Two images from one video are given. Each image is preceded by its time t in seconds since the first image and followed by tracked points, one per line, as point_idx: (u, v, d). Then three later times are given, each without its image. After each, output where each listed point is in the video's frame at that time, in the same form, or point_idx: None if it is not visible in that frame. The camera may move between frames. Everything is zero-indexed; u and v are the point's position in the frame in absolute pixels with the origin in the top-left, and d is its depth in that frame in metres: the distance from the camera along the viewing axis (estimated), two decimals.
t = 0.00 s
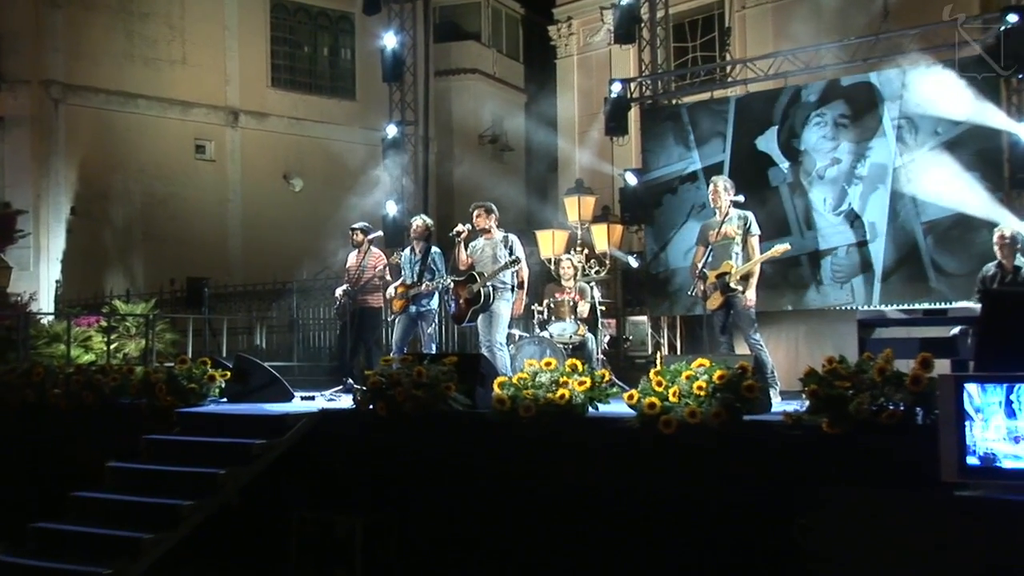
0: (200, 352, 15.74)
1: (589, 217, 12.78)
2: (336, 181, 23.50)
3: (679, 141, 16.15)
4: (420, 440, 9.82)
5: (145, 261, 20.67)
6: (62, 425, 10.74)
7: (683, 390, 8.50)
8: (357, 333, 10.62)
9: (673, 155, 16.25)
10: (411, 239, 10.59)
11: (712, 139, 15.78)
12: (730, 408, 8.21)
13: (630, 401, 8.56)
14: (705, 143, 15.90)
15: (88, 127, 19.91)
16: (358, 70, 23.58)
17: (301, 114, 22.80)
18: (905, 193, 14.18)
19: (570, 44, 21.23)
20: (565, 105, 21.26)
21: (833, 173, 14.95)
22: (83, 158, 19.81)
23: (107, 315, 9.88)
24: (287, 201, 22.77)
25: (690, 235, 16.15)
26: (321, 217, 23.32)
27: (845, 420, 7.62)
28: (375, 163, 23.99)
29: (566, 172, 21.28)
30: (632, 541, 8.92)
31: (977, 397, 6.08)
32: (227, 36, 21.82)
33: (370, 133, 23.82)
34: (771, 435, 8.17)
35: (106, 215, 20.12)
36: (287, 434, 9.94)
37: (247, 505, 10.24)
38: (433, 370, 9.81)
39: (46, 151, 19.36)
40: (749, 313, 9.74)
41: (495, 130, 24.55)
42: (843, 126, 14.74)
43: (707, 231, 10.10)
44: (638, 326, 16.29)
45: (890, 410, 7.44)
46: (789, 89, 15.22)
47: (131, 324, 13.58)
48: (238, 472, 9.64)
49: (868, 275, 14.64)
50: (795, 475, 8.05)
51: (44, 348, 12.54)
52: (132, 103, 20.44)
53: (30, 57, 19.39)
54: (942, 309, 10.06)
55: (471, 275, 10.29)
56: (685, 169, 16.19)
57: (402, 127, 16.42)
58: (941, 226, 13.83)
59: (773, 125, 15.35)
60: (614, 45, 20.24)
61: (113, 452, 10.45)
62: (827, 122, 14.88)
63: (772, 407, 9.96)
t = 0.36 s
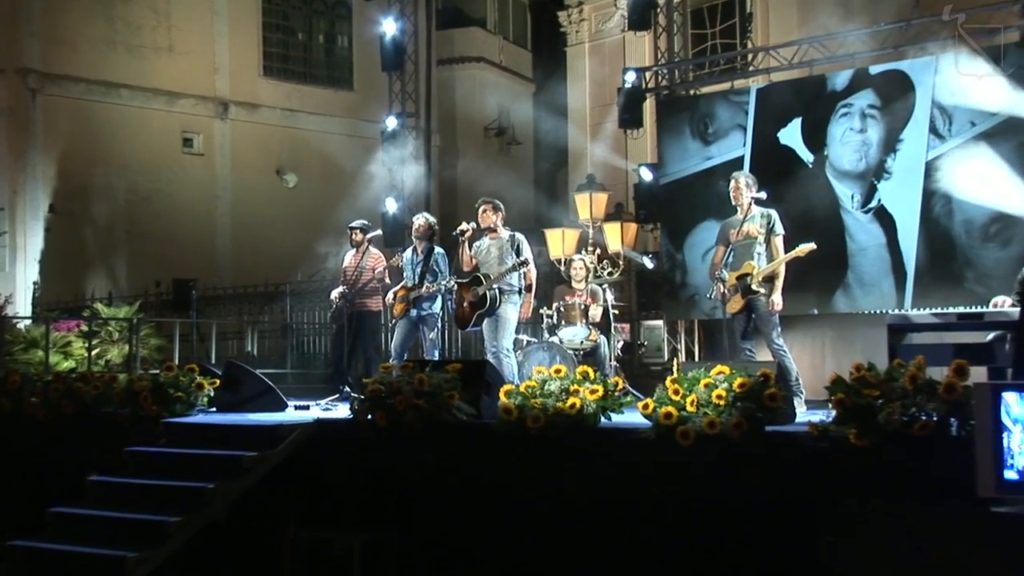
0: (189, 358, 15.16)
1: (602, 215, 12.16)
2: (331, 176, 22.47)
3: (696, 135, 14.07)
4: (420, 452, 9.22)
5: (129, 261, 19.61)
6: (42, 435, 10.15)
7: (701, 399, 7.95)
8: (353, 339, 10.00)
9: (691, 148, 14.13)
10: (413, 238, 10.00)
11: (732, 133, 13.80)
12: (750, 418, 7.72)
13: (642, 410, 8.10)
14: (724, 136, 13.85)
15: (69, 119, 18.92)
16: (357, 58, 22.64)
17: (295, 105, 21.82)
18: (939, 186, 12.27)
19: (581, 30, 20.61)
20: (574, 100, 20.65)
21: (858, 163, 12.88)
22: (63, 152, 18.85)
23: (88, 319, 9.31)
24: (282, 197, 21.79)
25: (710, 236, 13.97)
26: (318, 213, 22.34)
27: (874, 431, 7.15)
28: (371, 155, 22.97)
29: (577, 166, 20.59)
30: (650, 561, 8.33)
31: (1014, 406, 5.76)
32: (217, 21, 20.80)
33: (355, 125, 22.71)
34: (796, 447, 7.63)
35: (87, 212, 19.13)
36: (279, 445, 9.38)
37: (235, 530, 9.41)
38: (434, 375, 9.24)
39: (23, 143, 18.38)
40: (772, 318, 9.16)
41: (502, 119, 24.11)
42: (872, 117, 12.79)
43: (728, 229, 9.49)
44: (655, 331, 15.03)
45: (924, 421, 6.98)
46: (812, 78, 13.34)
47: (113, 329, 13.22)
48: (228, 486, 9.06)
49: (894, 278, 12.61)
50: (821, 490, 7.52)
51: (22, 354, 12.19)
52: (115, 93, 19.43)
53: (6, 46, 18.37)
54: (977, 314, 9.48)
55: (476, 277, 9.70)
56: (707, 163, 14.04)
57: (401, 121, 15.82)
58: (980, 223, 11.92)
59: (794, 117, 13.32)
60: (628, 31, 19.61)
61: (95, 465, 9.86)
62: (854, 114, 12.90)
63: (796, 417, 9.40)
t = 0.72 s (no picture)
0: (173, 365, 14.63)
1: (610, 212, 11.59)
2: (319, 169, 21.46)
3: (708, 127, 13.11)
4: (416, 462, 8.62)
5: (105, 262, 18.77)
6: (15, 446, 9.62)
7: (717, 407, 7.51)
8: (346, 342, 9.43)
9: (704, 141, 13.14)
10: (409, 237, 9.44)
11: (749, 124, 12.84)
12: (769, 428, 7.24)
13: (654, 420, 7.63)
14: (740, 127, 12.87)
15: (40, 109, 18.08)
16: (349, 45, 21.76)
17: (283, 95, 20.90)
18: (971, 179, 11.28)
19: (588, 15, 19.99)
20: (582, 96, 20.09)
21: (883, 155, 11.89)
22: (35, 145, 18.01)
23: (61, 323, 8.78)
24: (269, 192, 20.83)
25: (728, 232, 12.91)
26: (308, 209, 21.36)
27: (900, 442, 6.70)
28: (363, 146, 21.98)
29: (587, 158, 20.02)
30: None
31: None
32: (199, 7, 19.88)
33: (343, 116, 21.66)
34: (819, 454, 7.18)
35: (62, 208, 18.34)
36: (268, 456, 8.81)
37: (229, 551, 8.78)
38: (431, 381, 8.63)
39: None
40: (794, 322, 8.61)
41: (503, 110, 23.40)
42: (899, 106, 11.79)
43: (745, 228, 8.92)
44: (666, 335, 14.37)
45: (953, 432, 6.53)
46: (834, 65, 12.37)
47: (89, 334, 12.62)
48: (212, 500, 8.52)
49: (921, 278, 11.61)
50: (849, 500, 7.05)
51: None
52: (90, 82, 18.59)
53: None
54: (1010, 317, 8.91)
55: (476, 278, 9.14)
56: (721, 158, 13.05)
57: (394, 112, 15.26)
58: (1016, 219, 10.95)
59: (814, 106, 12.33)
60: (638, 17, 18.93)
61: (71, 479, 9.33)
62: (879, 103, 11.91)
63: (818, 428, 8.84)
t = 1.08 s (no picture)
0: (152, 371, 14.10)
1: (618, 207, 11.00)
2: (306, 161, 20.34)
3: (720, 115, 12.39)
4: (409, 473, 8.06)
5: (78, 262, 17.92)
6: None
7: (732, 416, 7.04)
8: (335, 346, 8.90)
9: (717, 132, 12.43)
10: (404, 235, 8.91)
11: (765, 113, 12.13)
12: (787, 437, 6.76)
13: (664, 429, 7.14)
14: (755, 116, 12.17)
15: (7, 95, 17.24)
16: (337, 27, 20.60)
17: (268, 81, 19.81)
18: (1007, 173, 10.70)
19: None
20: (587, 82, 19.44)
21: (910, 145, 11.25)
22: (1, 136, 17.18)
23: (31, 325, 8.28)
24: (254, 186, 19.77)
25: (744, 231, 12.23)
26: (296, 203, 20.29)
27: (928, 452, 6.32)
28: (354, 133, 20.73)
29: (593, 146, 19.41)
30: None
31: None
32: None
33: (327, 103, 20.45)
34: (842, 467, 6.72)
35: (30, 203, 17.49)
36: (251, 468, 8.25)
37: (211, 569, 8.21)
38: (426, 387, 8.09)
39: None
40: (813, 323, 8.14)
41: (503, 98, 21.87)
42: (926, 92, 11.16)
43: (762, 223, 8.41)
44: (679, 339, 14.48)
45: (984, 440, 6.18)
46: (857, 48, 11.71)
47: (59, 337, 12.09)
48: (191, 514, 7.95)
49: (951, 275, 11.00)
50: (877, 513, 6.58)
51: None
52: (60, 67, 17.72)
53: None
54: None
55: (474, 277, 8.59)
56: (736, 149, 12.35)
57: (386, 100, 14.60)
58: None
59: (835, 93, 11.66)
60: None
61: (42, 492, 8.78)
62: (904, 89, 11.28)
63: (840, 437, 8.24)
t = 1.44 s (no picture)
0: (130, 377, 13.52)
1: (624, 202, 10.47)
2: (286, 152, 19.54)
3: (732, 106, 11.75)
4: (400, 486, 7.50)
5: (45, 259, 17.04)
6: None
7: (747, 426, 6.57)
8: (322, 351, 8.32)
9: (729, 122, 11.81)
10: (394, 229, 8.31)
11: (782, 102, 11.51)
12: (806, 449, 6.34)
13: (674, 440, 6.65)
14: (771, 105, 11.56)
15: None
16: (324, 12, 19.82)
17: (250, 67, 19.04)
18: None
19: None
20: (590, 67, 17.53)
21: (938, 134, 10.66)
22: None
23: None
24: (234, 177, 18.94)
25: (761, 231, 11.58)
26: (275, 195, 19.48)
27: (957, 464, 5.93)
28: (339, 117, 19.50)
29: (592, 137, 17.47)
30: None
31: None
32: None
33: (312, 91, 19.66)
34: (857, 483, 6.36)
35: None
36: (232, 481, 7.69)
37: None
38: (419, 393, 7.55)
39: None
40: (833, 326, 7.63)
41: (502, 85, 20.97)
42: (954, 78, 10.56)
43: (780, 218, 7.87)
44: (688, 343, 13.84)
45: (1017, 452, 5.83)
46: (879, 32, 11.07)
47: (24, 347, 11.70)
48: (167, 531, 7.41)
49: (982, 273, 10.44)
50: (904, 528, 6.20)
51: None
52: (28, 52, 16.84)
53: None
54: None
55: (470, 277, 8.04)
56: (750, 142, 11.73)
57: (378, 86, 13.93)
58: None
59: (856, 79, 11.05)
60: None
61: (10, 507, 8.26)
62: (931, 74, 10.66)
63: (863, 448, 7.71)
